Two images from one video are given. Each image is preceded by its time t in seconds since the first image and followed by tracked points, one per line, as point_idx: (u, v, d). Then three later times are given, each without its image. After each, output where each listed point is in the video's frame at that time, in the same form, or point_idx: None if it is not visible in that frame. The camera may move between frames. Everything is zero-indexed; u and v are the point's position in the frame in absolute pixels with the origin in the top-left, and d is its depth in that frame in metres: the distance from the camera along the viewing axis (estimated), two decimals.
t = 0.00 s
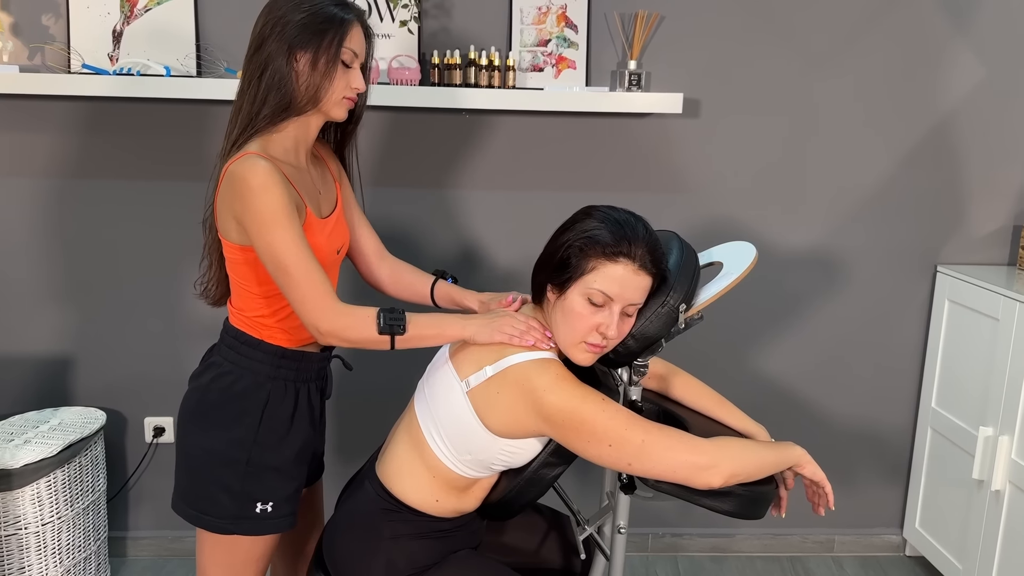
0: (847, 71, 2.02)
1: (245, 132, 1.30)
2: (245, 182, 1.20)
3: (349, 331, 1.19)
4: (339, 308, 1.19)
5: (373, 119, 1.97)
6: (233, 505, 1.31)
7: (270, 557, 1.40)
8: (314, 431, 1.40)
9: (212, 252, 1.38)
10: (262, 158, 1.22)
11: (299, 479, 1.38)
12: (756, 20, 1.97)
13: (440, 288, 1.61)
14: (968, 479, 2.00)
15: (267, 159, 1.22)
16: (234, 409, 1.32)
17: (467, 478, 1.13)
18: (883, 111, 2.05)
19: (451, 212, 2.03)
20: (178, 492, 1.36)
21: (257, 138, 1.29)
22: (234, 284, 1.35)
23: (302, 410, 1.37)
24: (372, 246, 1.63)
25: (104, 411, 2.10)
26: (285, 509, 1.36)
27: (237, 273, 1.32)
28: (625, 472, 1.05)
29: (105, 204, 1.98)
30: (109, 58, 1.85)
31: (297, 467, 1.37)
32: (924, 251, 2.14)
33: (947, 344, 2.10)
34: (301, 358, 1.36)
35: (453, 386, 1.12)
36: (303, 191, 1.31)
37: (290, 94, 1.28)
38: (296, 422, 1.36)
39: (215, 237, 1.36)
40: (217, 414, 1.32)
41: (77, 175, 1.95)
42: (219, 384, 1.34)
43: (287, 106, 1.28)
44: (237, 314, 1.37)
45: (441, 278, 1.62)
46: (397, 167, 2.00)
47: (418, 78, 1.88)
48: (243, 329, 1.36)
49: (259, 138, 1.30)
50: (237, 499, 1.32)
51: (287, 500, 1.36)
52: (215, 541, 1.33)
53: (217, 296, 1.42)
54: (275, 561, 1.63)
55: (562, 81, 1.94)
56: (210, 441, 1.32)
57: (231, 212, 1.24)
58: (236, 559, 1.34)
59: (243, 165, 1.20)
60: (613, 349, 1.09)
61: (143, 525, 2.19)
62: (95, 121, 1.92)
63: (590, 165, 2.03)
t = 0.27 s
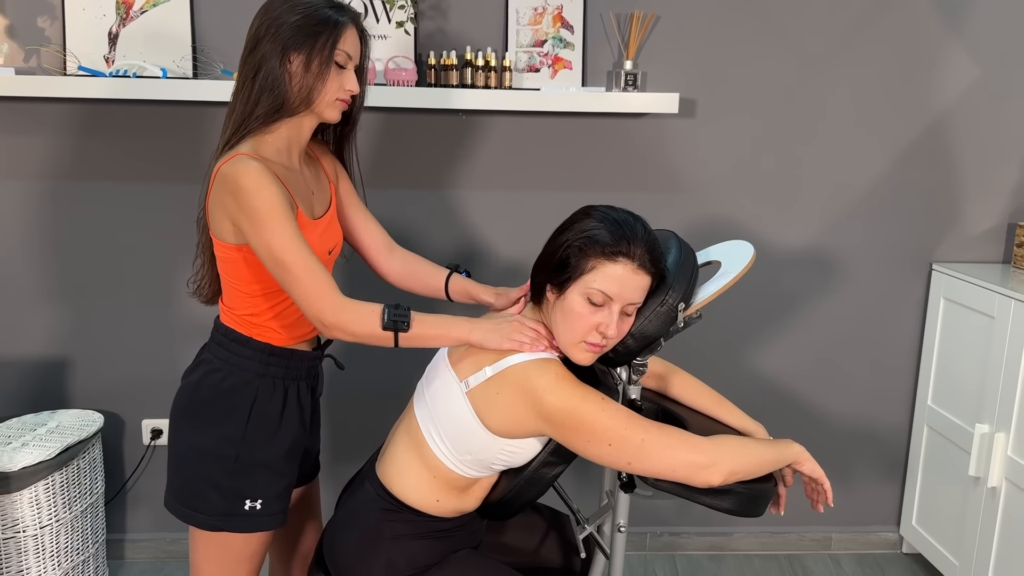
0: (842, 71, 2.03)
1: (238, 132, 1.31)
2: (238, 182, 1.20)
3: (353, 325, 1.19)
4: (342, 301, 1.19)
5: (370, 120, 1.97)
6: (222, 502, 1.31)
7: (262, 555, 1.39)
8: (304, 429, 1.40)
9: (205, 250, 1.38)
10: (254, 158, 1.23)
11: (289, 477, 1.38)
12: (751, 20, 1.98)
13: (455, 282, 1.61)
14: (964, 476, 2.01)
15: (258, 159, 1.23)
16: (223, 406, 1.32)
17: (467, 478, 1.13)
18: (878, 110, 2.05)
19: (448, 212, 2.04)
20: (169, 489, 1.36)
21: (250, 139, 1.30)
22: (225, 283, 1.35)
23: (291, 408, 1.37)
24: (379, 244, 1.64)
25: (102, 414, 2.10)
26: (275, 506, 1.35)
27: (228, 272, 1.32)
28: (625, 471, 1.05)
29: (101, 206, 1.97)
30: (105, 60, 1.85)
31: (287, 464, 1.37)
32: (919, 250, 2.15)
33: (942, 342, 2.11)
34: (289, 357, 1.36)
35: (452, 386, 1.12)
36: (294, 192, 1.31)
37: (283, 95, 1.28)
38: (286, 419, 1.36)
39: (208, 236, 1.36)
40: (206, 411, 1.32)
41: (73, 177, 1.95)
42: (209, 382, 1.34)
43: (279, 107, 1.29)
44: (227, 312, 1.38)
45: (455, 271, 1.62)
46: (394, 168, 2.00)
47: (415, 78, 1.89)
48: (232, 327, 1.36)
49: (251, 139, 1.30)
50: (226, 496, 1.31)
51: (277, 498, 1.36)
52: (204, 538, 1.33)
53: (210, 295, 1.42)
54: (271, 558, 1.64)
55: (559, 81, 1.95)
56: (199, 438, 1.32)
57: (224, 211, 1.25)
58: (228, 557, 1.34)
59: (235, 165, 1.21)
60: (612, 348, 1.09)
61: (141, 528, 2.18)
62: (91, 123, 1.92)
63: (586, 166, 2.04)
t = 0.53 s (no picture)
0: (837, 70, 2.04)
1: (228, 135, 1.31)
2: (224, 182, 1.20)
3: (302, 341, 1.14)
4: (295, 314, 1.15)
5: (367, 122, 1.97)
6: (212, 500, 1.31)
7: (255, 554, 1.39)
8: (295, 428, 1.40)
9: (195, 251, 1.38)
10: (242, 159, 1.22)
11: (279, 477, 1.38)
12: (747, 20, 1.99)
13: (439, 281, 1.64)
14: (961, 472, 2.02)
15: (249, 161, 1.23)
16: (214, 404, 1.32)
17: (468, 477, 1.14)
18: (873, 109, 2.07)
19: (446, 213, 2.04)
20: (161, 488, 1.36)
21: (242, 140, 1.29)
22: (218, 284, 1.35)
23: (282, 407, 1.37)
24: (364, 243, 1.65)
25: (101, 417, 2.10)
26: (266, 506, 1.35)
27: (219, 271, 1.32)
28: (626, 467, 1.06)
29: (99, 209, 1.97)
30: (102, 63, 1.85)
31: (277, 463, 1.37)
32: (914, 248, 2.16)
33: (938, 339, 2.12)
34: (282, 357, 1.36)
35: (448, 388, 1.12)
36: (285, 192, 1.30)
37: (272, 95, 1.28)
38: (276, 418, 1.36)
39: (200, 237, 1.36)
40: (198, 410, 1.32)
41: (70, 180, 1.95)
42: (201, 380, 1.34)
43: (269, 107, 1.29)
44: (220, 312, 1.37)
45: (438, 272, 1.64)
46: (391, 169, 2.01)
47: (412, 80, 1.91)
48: (224, 326, 1.36)
49: (243, 141, 1.30)
50: (216, 494, 1.31)
51: (268, 497, 1.36)
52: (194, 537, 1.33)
53: (202, 297, 1.42)
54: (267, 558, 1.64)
55: (556, 82, 1.95)
56: (190, 436, 1.32)
57: (211, 214, 1.24)
58: (219, 556, 1.34)
59: (224, 167, 1.21)
60: (611, 345, 1.10)
61: (140, 531, 2.18)
62: (88, 126, 1.92)
63: (583, 166, 2.04)
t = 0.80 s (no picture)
0: (835, 69, 2.05)
1: (219, 135, 1.31)
2: (217, 184, 1.20)
3: (271, 346, 1.23)
4: (266, 322, 1.22)
5: (367, 123, 1.98)
6: (228, 506, 1.32)
7: (275, 553, 1.40)
8: (307, 428, 1.39)
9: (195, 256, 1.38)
10: (234, 159, 1.22)
11: (296, 477, 1.38)
12: (745, 19, 2.00)
13: (374, 315, 1.63)
14: (960, 468, 2.03)
15: (242, 160, 1.22)
16: (224, 409, 1.32)
17: (475, 476, 1.14)
18: (871, 107, 2.08)
19: (446, 214, 2.05)
20: (178, 495, 1.37)
21: (233, 139, 1.30)
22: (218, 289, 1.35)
23: (293, 408, 1.36)
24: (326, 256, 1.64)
25: (102, 419, 2.10)
26: (284, 507, 1.36)
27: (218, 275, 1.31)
28: (632, 464, 1.06)
29: (99, 212, 1.97)
30: (102, 66, 1.85)
31: (292, 464, 1.37)
32: (912, 245, 2.17)
33: (936, 335, 2.14)
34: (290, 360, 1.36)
35: (455, 388, 1.13)
36: (279, 189, 1.30)
37: (262, 93, 1.29)
38: (287, 420, 1.36)
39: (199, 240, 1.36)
40: (208, 416, 1.33)
41: (70, 183, 1.95)
42: (209, 386, 1.34)
43: (259, 105, 1.29)
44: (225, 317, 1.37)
45: (377, 305, 1.64)
46: (392, 170, 2.01)
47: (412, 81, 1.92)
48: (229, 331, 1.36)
49: (235, 139, 1.30)
50: (232, 499, 1.32)
51: (285, 498, 1.36)
52: (213, 543, 1.33)
53: (204, 303, 1.42)
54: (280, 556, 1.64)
55: (555, 82, 1.96)
56: (202, 442, 1.32)
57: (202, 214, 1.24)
58: (238, 559, 1.35)
59: (217, 166, 1.20)
60: (617, 344, 1.11)
61: (143, 533, 2.18)
62: (88, 129, 1.92)
63: (583, 166, 2.05)
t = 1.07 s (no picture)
0: (834, 66, 2.06)
1: (224, 135, 1.31)
2: (229, 185, 1.20)
3: (311, 340, 1.24)
4: (303, 317, 1.23)
5: (369, 123, 1.99)
6: (245, 509, 1.33)
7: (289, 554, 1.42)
8: (321, 428, 1.41)
9: (203, 257, 1.38)
10: (244, 159, 1.23)
11: (311, 478, 1.40)
12: (744, 18, 2.01)
13: (404, 306, 1.63)
14: (961, 462, 2.05)
15: (251, 160, 1.23)
16: (239, 413, 1.33)
17: (484, 471, 1.15)
18: (870, 104, 2.09)
19: (449, 214, 2.06)
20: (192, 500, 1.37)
21: (238, 140, 1.30)
22: (229, 291, 1.36)
23: (306, 409, 1.38)
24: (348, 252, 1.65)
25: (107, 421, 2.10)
26: (299, 508, 1.37)
27: (229, 276, 1.32)
28: (641, 460, 1.08)
29: (102, 213, 1.98)
30: (105, 68, 1.85)
31: (308, 465, 1.39)
32: (911, 241, 2.19)
33: (936, 331, 2.15)
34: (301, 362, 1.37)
35: (469, 382, 1.14)
36: (287, 189, 1.31)
37: (266, 94, 1.29)
38: (301, 421, 1.37)
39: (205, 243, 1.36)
40: (223, 419, 1.34)
41: (73, 184, 1.96)
42: (222, 390, 1.35)
43: (263, 106, 1.30)
44: (234, 320, 1.38)
45: (406, 296, 1.64)
46: (395, 170, 2.02)
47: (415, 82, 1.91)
48: (240, 333, 1.37)
49: (239, 140, 1.30)
50: (249, 502, 1.33)
51: (301, 499, 1.38)
52: (230, 546, 1.34)
53: (212, 305, 1.44)
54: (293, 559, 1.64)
55: (556, 82, 1.97)
56: (217, 447, 1.33)
57: (215, 213, 1.25)
58: (254, 562, 1.36)
59: (227, 166, 1.21)
60: (625, 340, 1.12)
61: (148, 533, 2.19)
62: (91, 131, 1.92)
63: (585, 164, 2.06)
